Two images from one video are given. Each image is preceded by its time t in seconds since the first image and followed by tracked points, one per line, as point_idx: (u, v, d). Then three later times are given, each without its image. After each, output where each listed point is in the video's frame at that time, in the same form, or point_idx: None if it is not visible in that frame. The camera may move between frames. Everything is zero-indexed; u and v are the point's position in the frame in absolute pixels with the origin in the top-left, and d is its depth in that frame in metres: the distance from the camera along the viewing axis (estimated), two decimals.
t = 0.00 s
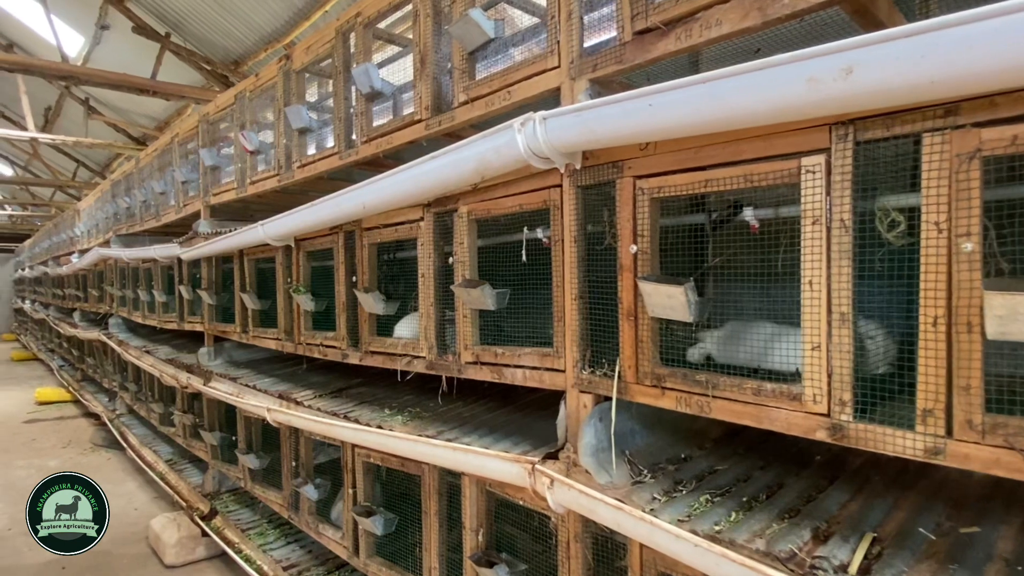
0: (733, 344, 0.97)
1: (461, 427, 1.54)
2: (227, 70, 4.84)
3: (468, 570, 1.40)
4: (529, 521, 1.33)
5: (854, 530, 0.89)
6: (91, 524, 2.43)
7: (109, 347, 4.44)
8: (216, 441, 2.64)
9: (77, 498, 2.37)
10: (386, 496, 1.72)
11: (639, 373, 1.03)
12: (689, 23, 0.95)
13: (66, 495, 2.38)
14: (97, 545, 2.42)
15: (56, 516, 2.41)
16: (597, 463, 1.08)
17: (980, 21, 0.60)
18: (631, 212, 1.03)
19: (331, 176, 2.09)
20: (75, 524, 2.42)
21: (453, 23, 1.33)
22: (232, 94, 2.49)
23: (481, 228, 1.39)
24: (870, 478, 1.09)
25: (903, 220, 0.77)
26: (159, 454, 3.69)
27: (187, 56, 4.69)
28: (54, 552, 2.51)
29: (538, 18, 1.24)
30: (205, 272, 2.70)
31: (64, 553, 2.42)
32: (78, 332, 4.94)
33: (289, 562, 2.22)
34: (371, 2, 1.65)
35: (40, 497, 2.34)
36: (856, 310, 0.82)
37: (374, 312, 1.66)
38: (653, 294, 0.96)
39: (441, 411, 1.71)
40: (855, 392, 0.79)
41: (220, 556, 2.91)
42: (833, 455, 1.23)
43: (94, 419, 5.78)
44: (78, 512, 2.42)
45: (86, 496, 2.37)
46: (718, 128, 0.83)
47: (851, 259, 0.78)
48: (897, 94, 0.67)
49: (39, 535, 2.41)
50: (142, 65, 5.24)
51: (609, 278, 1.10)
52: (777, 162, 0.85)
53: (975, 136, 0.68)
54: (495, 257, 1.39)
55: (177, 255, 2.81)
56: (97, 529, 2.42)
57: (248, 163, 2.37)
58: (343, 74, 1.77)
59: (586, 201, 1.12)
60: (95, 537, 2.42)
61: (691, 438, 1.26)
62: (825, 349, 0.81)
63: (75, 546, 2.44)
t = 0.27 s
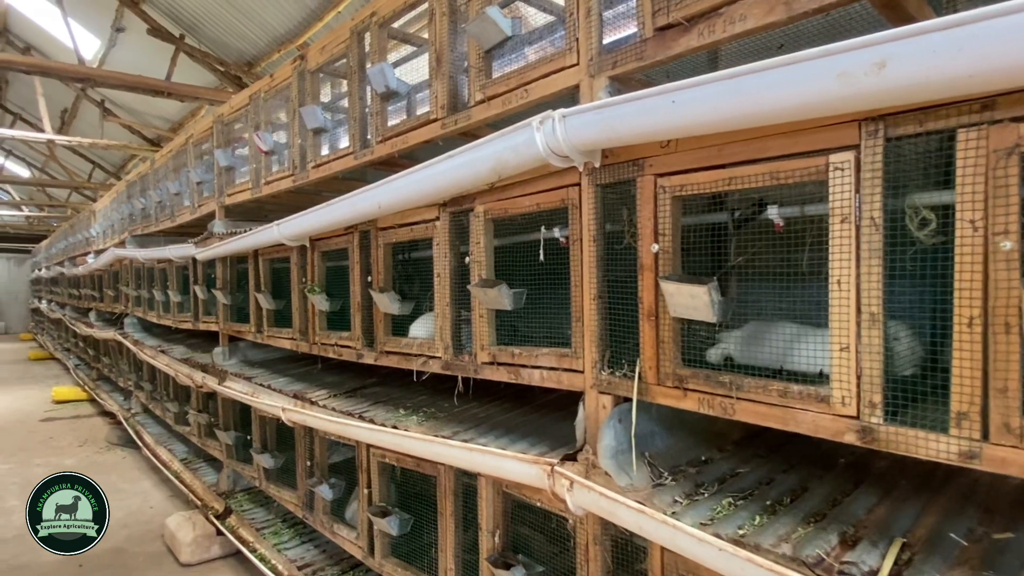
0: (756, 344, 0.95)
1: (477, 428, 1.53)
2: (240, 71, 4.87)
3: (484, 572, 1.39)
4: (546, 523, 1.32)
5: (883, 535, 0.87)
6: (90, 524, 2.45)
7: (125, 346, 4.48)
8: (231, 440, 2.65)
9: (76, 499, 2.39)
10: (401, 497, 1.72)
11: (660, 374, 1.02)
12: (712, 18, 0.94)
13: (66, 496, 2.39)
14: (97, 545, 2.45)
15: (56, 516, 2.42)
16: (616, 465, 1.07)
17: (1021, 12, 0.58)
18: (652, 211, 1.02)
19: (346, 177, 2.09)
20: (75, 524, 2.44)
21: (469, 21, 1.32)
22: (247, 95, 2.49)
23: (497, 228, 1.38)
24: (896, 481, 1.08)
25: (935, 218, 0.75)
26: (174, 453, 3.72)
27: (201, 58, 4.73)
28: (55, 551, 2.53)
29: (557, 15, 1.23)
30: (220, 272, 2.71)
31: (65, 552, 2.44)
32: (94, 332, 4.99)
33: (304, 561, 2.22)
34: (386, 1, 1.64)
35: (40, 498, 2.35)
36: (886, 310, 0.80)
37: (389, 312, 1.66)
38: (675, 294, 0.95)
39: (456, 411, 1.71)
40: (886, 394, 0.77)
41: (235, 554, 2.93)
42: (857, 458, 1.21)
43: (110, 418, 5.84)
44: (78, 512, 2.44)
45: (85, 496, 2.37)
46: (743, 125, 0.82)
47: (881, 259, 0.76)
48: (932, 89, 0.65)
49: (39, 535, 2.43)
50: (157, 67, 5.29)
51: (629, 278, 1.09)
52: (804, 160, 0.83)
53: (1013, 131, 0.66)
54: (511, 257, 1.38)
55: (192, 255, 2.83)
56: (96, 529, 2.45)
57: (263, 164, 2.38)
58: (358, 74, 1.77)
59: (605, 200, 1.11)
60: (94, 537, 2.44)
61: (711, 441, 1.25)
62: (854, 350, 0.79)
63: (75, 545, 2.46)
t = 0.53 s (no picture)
0: (777, 346, 0.94)
1: (493, 428, 1.53)
2: (255, 73, 4.92)
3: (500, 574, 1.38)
4: (563, 525, 1.31)
5: (910, 541, 0.86)
6: (90, 524, 2.48)
7: (141, 346, 4.52)
8: (246, 440, 2.67)
9: (76, 499, 2.41)
10: (416, 497, 1.72)
11: (680, 376, 1.01)
12: (734, 15, 0.93)
13: (66, 496, 2.40)
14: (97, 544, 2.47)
15: (56, 516, 2.44)
16: (635, 467, 1.06)
17: None
18: (672, 211, 1.00)
19: (361, 177, 2.10)
20: (75, 524, 2.46)
21: (486, 21, 1.31)
22: (262, 96, 2.51)
23: (513, 229, 1.38)
24: (922, 486, 1.07)
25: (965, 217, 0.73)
26: (189, 452, 3.75)
27: (216, 60, 4.78)
28: (56, 550, 2.56)
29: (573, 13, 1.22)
30: (236, 273, 2.73)
31: (65, 552, 2.46)
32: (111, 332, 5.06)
33: (318, 561, 2.23)
34: (401, 2, 1.64)
35: (40, 498, 2.37)
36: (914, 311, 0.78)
37: (404, 312, 1.66)
38: (696, 295, 0.94)
39: (471, 412, 1.70)
40: (914, 397, 0.76)
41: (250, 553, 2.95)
42: (879, 463, 1.20)
43: (126, 417, 5.90)
44: (78, 512, 2.46)
45: (85, 496, 2.39)
46: (767, 123, 0.81)
47: (910, 259, 0.75)
48: (964, 85, 0.64)
49: (39, 534, 2.45)
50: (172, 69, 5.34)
51: (647, 278, 1.08)
52: (829, 158, 0.82)
53: None
54: (527, 257, 1.37)
55: (207, 255, 2.85)
56: (96, 529, 2.47)
57: (278, 165, 2.39)
58: (374, 75, 1.77)
59: (623, 200, 1.10)
60: (94, 537, 2.47)
61: (731, 444, 1.25)
62: (881, 352, 0.78)
63: (75, 545, 2.48)
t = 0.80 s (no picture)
0: (795, 347, 0.93)
1: (506, 430, 1.52)
2: (268, 75, 4.96)
3: None
4: (577, 527, 1.30)
5: (933, 547, 0.85)
6: (90, 524, 2.50)
7: (157, 346, 4.58)
8: (260, 439, 2.69)
9: (75, 499, 2.42)
10: (429, 498, 1.72)
11: (697, 378, 1.00)
12: (752, 13, 0.92)
13: (66, 496, 2.41)
14: (96, 544, 2.50)
15: (56, 516, 2.46)
16: (651, 470, 1.05)
17: None
18: (689, 211, 0.99)
19: (374, 178, 2.10)
20: (75, 524, 2.47)
21: (499, 21, 1.31)
22: (276, 98, 2.52)
23: (527, 229, 1.37)
24: (945, 491, 1.05)
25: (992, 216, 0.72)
26: (204, 451, 3.79)
27: (230, 63, 4.82)
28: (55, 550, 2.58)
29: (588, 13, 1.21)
30: (250, 273, 2.76)
31: (65, 552, 2.48)
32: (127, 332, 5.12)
33: (332, 561, 2.24)
34: (414, 3, 1.64)
35: (41, 498, 2.39)
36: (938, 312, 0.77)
37: (418, 313, 1.66)
38: (714, 296, 0.93)
39: (484, 413, 1.70)
40: (939, 400, 0.74)
41: (264, 552, 2.97)
42: (900, 466, 1.18)
43: (141, 416, 5.97)
44: (78, 512, 2.47)
45: (84, 497, 2.40)
46: (788, 121, 0.80)
47: (934, 259, 0.73)
48: (992, 83, 0.62)
49: (39, 534, 2.47)
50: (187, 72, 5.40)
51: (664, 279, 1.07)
52: (851, 157, 0.81)
53: None
54: (541, 257, 1.37)
55: (222, 256, 2.87)
56: (96, 529, 2.50)
57: (292, 166, 2.40)
58: (387, 76, 1.77)
59: (639, 200, 1.09)
60: (94, 537, 2.49)
61: (748, 446, 1.24)
62: (905, 354, 0.76)
63: (74, 545, 2.51)
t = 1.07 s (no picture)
0: (810, 348, 0.92)
1: (518, 430, 1.52)
2: (282, 77, 5.00)
3: None
4: (589, 529, 1.30)
5: (953, 552, 0.83)
6: (91, 524, 2.40)
7: (173, 346, 4.63)
8: (274, 439, 2.72)
9: (77, 498, 2.31)
10: (441, 498, 1.72)
11: (711, 380, 0.99)
12: (767, 11, 0.91)
13: (66, 496, 2.32)
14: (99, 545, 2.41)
15: (56, 516, 2.35)
16: (664, 471, 1.04)
17: None
18: (703, 211, 0.99)
19: (386, 179, 2.11)
20: (76, 524, 2.38)
21: (511, 21, 1.31)
22: (289, 100, 2.54)
23: (539, 230, 1.37)
24: (964, 495, 1.04)
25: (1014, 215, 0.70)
26: (219, 450, 3.83)
27: (245, 65, 4.87)
28: (55, 551, 2.48)
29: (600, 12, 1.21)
30: (264, 274, 2.78)
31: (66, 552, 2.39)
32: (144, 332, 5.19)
33: (345, 560, 2.25)
34: (426, 4, 1.65)
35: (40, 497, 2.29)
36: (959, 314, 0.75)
37: (430, 313, 1.66)
38: (728, 296, 0.92)
39: (496, 413, 1.70)
40: (959, 403, 0.73)
41: (278, 551, 2.99)
42: (919, 469, 1.17)
43: (158, 415, 6.05)
44: (79, 512, 2.37)
45: (86, 496, 2.31)
46: (803, 120, 0.79)
47: (954, 259, 0.72)
48: (1015, 79, 0.61)
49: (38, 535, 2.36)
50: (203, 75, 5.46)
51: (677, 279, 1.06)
52: (868, 156, 0.79)
53: None
54: (553, 258, 1.37)
55: (237, 257, 2.90)
56: (96, 529, 2.39)
57: (305, 168, 2.42)
58: (399, 77, 1.78)
59: (652, 199, 1.08)
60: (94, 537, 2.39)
61: (762, 448, 1.23)
62: (924, 355, 0.75)
63: (75, 545, 2.41)
